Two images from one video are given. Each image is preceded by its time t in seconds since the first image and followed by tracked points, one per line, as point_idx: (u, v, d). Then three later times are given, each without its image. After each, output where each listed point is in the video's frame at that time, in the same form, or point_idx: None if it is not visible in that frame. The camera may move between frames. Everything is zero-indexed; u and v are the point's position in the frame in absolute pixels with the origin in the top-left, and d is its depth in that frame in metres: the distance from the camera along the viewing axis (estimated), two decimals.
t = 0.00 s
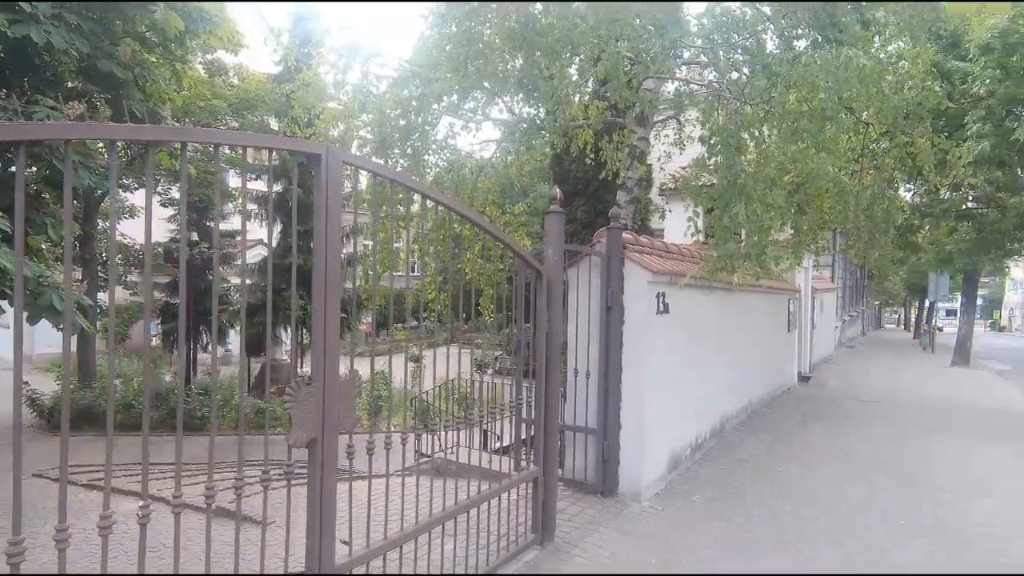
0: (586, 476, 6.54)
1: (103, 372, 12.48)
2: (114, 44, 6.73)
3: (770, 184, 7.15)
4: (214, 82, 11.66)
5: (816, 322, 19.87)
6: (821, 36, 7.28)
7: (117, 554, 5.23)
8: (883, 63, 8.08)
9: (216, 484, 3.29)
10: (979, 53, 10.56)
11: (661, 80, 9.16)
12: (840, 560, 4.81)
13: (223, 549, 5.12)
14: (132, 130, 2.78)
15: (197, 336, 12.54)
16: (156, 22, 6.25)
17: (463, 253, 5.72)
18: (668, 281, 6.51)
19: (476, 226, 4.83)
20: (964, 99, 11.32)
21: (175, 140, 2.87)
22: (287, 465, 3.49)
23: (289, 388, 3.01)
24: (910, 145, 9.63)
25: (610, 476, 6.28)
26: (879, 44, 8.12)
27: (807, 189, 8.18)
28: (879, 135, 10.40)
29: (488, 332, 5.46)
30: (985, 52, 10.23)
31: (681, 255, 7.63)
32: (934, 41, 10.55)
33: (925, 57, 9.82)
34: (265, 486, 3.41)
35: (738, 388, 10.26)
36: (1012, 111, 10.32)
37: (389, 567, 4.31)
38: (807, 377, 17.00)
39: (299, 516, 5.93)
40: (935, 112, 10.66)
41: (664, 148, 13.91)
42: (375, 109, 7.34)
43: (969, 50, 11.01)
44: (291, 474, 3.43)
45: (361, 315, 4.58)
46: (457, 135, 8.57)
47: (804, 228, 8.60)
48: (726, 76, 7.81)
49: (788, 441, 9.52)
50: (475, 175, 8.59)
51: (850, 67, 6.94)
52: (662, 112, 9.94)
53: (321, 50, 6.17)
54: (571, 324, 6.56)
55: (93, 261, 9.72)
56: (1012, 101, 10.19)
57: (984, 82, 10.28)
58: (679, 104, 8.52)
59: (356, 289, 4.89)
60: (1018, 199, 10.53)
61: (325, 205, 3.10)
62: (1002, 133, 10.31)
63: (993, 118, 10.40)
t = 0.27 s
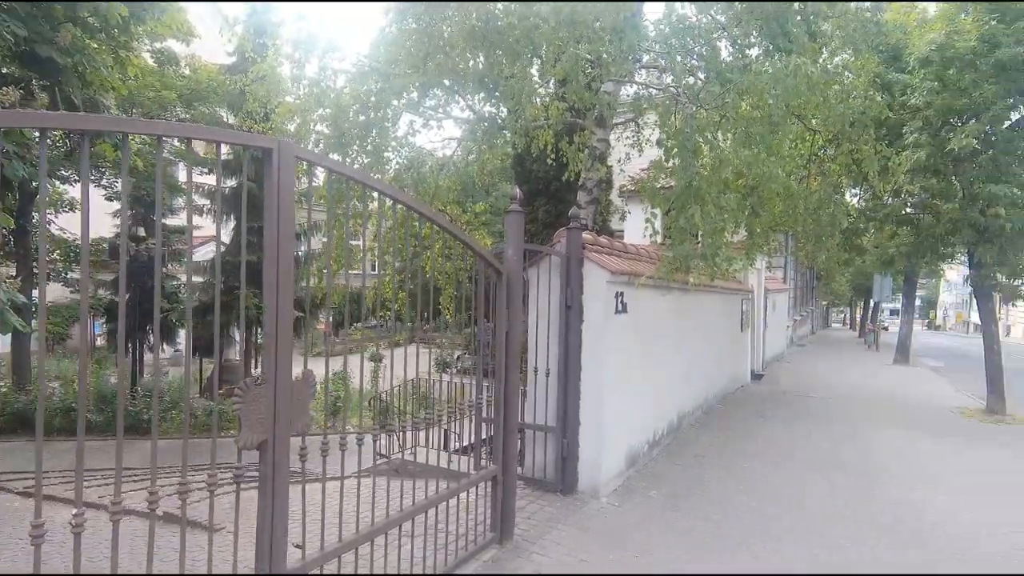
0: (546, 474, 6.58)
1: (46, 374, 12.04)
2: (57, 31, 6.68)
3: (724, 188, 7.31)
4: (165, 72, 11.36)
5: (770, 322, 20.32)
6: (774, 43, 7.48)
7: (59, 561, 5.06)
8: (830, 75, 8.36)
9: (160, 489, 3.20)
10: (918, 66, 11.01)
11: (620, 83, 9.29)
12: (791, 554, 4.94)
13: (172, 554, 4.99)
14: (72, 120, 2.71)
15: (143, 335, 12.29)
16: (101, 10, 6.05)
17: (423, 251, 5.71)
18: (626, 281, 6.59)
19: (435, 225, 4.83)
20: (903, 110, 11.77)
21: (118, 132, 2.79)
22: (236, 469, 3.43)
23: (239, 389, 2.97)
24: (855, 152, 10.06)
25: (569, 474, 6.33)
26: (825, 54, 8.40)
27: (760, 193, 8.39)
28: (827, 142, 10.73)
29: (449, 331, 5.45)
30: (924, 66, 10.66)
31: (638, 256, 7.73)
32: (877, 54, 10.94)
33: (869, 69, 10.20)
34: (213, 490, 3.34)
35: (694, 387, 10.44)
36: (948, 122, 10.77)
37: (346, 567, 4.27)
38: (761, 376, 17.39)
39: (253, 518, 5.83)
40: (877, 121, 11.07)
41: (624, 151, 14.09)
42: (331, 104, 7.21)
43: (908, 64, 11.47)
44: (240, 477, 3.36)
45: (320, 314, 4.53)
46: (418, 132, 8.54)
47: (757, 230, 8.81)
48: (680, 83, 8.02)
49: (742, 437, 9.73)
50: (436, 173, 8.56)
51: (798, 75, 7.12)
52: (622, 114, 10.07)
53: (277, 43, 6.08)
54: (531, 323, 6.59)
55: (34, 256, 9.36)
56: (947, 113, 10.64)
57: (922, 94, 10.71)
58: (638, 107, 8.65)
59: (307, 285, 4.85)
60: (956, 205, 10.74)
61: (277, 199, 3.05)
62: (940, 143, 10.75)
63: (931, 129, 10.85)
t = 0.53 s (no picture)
0: (506, 472, 6.58)
1: None
2: None
3: (681, 189, 7.40)
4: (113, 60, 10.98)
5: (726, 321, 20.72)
6: (725, 51, 7.67)
7: None
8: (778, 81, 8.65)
9: (103, 492, 3.11)
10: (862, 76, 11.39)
11: (581, 84, 9.35)
12: (746, 549, 5.04)
13: (118, 561, 4.83)
14: (12, 108, 2.63)
15: (89, 333, 11.91)
16: None
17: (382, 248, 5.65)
18: (586, 280, 6.63)
19: (395, 223, 4.78)
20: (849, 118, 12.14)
21: (63, 121, 2.71)
22: (183, 471, 3.34)
23: (186, 389, 2.91)
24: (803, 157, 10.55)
25: (530, 471, 6.34)
26: (776, 62, 8.63)
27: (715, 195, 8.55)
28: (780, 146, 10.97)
29: (410, 329, 5.41)
30: (868, 76, 11.03)
31: (598, 254, 7.79)
32: (825, 63, 11.27)
33: (816, 77, 10.51)
34: (158, 494, 3.25)
35: (652, 384, 10.58)
36: (889, 131, 11.15)
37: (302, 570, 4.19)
38: (717, 373, 17.71)
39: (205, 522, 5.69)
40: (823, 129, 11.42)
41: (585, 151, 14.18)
42: (289, 98, 7.05)
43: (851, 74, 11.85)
44: (188, 480, 3.28)
45: (278, 311, 4.44)
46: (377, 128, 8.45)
47: (713, 231, 8.97)
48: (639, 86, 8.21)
49: (699, 433, 9.89)
50: (397, 170, 8.48)
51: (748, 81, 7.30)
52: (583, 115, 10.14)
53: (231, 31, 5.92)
54: (492, 322, 6.59)
55: None
56: (889, 122, 11.02)
57: (865, 103, 11.07)
58: (599, 108, 8.72)
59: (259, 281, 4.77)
60: (897, 210, 11.08)
61: (228, 193, 2.99)
62: (884, 150, 11.13)
63: (875, 137, 11.23)
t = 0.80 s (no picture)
0: (471, 471, 6.55)
1: None
2: None
3: (645, 192, 7.48)
4: (63, 48, 10.61)
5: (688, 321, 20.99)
6: (686, 56, 7.75)
7: None
8: (739, 88, 8.75)
9: (48, 498, 3.00)
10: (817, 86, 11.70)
11: (548, 85, 9.38)
12: (708, 547, 5.10)
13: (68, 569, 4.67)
14: None
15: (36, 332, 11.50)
16: None
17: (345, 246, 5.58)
18: (552, 280, 6.64)
19: (359, 221, 4.72)
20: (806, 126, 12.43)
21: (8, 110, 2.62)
22: (135, 475, 3.24)
23: (138, 390, 2.82)
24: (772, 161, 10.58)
25: (495, 471, 6.33)
26: (738, 68, 8.80)
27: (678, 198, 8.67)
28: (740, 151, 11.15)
29: (375, 328, 5.35)
30: (824, 85, 11.34)
31: (564, 254, 7.82)
32: (783, 70, 11.51)
33: (774, 85, 10.76)
34: (106, 499, 3.15)
35: (616, 383, 10.65)
36: (844, 138, 11.43)
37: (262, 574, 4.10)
38: (680, 372, 17.92)
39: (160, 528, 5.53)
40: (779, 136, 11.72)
41: (553, 152, 14.23)
42: (249, 92, 6.88)
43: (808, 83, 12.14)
44: (139, 484, 3.19)
45: (238, 310, 4.35)
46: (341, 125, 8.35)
47: (675, 233, 9.09)
48: (607, 90, 8.23)
49: (662, 432, 10.00)
50: (362, 168, 8.38)
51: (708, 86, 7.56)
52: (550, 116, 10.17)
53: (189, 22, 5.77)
54: (457, 321, 6.56)
55: None
56: (844, 130, 11.31)
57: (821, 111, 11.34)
58: (567, 110, 8.77)
59: (215, 279, 4.67)
60: (849, 214, 11.45)
61: (183, 188, 2.92)
62: (839, 156, 11.47)
63: (830, 144, 11.49)
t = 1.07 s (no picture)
0: (432, 472, 6.50)
1: None
2: None
3: (607, 195, 7.53)
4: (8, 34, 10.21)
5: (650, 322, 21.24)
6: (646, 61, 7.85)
7: None
8: (696, 95, 8.91)
9: None
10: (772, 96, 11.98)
11: (513, 87, 9.39)
12: (668, 547, 5.14)
13: None
14: None
15: None
16: None
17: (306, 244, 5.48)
18: (515, 280, 6.63)
19: (320, 220, 4.63)
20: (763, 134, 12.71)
21: None
22: (76, 481, 3.12)
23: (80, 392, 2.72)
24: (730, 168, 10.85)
25: (457, 472, 6.28)
26: (697, 76, 8.94)
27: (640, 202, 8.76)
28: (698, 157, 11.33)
29: (336, 328, 5.27)
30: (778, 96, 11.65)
31: (527, 255, 7.82)
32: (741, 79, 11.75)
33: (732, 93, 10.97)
34: (44, 506, 3.03)
35: (578, 383, 10.69)
36: (797, 147, 11.75)
37: None
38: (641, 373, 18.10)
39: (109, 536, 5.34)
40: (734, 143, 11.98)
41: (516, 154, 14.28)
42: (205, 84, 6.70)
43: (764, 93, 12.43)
44: (80, 491, 3.07)
45: (193, 308, 4.23)
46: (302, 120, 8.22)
47: (636, 235, 9.19)
48: (569, 94, 8.29)
49: (623, 430, 10.09)
50: (323, 165, 8.25)
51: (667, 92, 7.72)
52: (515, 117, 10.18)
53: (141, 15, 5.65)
54: (420, 321, 6.50)
55: None
56: (797, 138, 11.62)
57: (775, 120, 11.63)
58: (531, 111, 8.79)
59: (168, 276, 4.54)
60: (801, 220, 11.77)
61: (131, 182, 2.83)
62: (792, 163, 11.77)
63: (784, 152, 11.81)
